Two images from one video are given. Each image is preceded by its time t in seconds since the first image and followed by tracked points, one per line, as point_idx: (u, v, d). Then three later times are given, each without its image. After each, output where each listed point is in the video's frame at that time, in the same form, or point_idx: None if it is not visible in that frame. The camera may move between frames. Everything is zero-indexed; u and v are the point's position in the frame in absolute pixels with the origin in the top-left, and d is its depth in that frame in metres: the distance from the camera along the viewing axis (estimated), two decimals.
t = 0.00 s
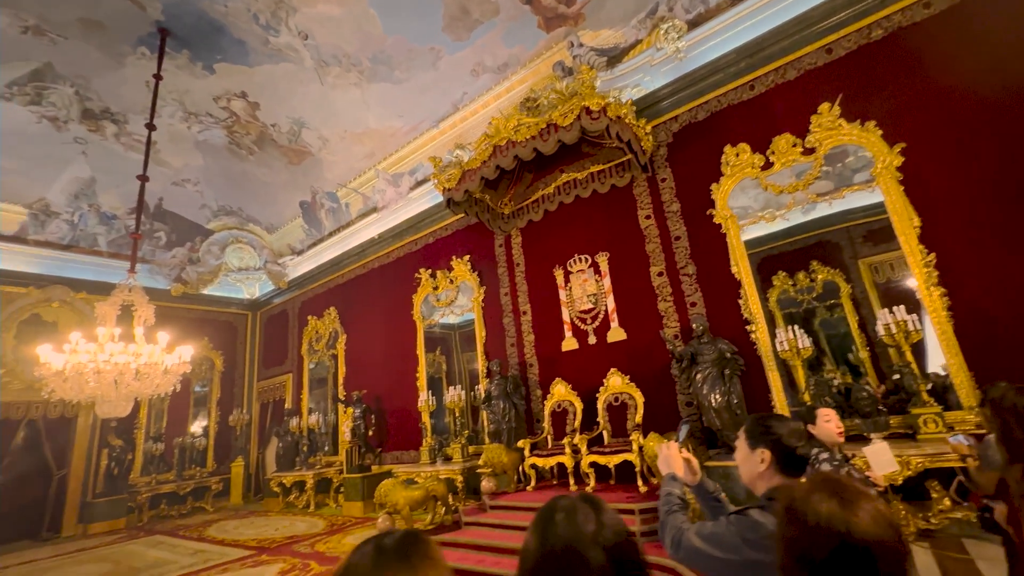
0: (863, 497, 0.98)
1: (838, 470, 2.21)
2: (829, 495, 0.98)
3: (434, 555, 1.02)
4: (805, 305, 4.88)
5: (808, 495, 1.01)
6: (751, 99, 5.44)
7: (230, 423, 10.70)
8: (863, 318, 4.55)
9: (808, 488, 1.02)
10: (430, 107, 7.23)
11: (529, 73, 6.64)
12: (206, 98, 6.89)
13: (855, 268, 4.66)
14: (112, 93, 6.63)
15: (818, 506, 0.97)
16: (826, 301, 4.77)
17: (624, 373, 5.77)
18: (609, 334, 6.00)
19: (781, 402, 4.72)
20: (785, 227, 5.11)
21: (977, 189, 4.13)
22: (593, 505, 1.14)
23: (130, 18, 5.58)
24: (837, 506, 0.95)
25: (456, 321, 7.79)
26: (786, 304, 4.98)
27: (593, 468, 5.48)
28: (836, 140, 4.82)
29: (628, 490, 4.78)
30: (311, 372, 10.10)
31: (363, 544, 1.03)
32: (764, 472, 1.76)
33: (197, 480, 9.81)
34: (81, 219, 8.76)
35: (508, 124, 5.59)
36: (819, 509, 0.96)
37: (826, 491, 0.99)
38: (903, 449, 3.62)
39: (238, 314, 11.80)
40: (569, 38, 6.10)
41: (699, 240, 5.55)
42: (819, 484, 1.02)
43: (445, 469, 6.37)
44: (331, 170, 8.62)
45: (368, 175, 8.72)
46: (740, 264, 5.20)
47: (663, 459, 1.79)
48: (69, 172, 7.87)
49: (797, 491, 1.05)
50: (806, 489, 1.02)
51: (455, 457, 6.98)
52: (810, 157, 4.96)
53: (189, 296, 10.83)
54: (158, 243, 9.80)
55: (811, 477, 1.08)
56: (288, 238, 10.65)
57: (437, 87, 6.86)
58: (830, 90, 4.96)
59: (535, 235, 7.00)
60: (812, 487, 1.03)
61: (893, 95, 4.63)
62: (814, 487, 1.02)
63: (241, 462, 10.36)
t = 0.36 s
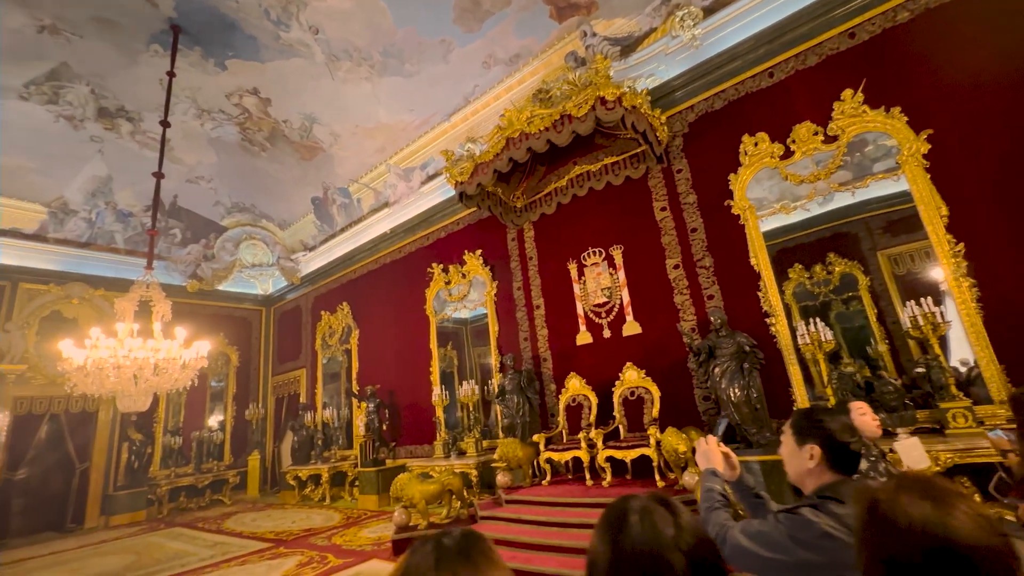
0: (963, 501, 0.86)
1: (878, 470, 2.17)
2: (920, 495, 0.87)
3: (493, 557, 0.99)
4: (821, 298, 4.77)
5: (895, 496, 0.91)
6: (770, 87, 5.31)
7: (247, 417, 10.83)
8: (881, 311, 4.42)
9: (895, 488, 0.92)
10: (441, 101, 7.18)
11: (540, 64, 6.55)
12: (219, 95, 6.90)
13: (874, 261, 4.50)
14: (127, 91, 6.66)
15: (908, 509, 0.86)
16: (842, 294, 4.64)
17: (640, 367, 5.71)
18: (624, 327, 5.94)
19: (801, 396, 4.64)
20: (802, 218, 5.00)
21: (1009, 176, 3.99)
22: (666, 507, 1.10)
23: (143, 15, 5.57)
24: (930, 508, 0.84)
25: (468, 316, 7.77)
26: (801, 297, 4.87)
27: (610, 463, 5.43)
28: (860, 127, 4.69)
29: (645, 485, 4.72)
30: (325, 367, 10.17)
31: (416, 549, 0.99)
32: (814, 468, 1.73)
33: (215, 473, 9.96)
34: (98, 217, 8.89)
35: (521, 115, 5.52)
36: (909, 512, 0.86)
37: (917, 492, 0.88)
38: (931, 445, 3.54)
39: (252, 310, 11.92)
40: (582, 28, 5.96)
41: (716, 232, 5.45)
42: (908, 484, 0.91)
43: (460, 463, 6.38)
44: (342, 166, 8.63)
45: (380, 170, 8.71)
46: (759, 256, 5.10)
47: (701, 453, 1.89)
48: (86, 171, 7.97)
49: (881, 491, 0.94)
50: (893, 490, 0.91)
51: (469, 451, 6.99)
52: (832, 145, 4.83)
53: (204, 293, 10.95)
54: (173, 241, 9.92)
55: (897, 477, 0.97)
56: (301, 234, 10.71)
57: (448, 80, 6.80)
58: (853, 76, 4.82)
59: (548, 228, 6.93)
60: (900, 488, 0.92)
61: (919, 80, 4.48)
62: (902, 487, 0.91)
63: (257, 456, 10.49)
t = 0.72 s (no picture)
0: None
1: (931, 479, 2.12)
2: None
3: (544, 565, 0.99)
4: (845, 296, 4.64)
5: (995, 514, 0.99)
6: (793, 79, 5.18)
7: (267, 416, 10.99)
8: (909, 310, 4.28)
9: (995, 507, 1.00)
10: (456, 100, 7.17)
11: (556, 62, 6.49)
12: (238, 99, 6.99)
13: (900, 257, 4.35)
14: (151, 97, 6.79)
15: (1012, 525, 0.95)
16: (867, 292, 4.51)
17: (660, 367, 5.62)
18: (643, 327, 5.86)
19: (828, 396, 4.52)
20: (826, 214, 4.86)
21: None
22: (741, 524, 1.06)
23: (165, 22, 5.66)
24: None
25: (485, 315, 7.75)
26: (823, 295, 4.74)
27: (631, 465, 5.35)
28: (889, 119, 4.54)
29: (666, 487, 4.64)
30: (343, 367, 10.27)
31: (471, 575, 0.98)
32: (869, 477, 1.70)
33: (237, 471, 10.13)
34: (123, 220, 9.12)
35: (538, 113, 5.47)
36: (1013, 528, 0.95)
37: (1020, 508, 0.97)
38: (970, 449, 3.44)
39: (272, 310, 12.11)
40: (598, 24, 5.88)
41: (738, 229, 5.34)
42: (1009, 502, 0.99)
43: (478, 463, 6.37)
44: (359, 167, 8.69)
45: (396, 171, 8.76)
46: (783, 253, 4.97)
47: (743, 458, 1.90)
48: (112, 176, 8.17)
49: (978, 509, 1.03)
50: (993, 509, 0.99)
51: (487, 451, 6.98)
52: (860, 138, 4.68)
53: (225, 294, 11.16)
54: (195, 243, 10.13)
55: (991, 494, 1.05)
56: (319, 235, 10.84)
57: (463, 80, 6.79)
58: (881, 66, 4.67)
59: (565, 227, 6.88)
60: (999, 504, 1.00)
61: (952, 69, 4.32)
62: (1004, 505, 0.99)
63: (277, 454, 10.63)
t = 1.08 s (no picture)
0: None
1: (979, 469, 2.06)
2: None
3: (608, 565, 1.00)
4: (873, 286, 4.52)
5: None
6: (822, 61, 5.00)
7: (291, 406, 11.23)
8: (940, 299, 4.15)
9: None
10: (473, 90, 7.12)
11: (574, 49, 6.36)
12: (258, 93, 7.06)
13: (933, 245, 4.22)
14: (174, 93, 6.90)
15: None
16: (897, 281, 4.38)
17: (682, 358, 5.55)
18: (664, 317, 5.80)
19: (856, 388, 4.41)
20: (856, 200, 4.70)
21: None
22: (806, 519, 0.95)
23: (187, 18, 5.71)
24: None
25: (503, 307, 7.76)
26: (850, 285, 4.62)
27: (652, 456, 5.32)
28: (924, 101, 4.35)
29: (689, 479, 4.61)
30: (363, 358, 10.42)
31: (531, 564, 1.00)
32: (917, 470, 1.66)
33: (263, 459, 10.40)
34: (150, 215, 9.36)
35: (557, 101, 5.39)
36: None
37: None
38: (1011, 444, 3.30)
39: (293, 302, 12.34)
40: (617, 8, 5.73)
41: (763, 217, 5.22)
42: None
43: (498, 453, 6.44)
44: (376, 160, 8.73)
45: (413, 163, 8.78)
46: (810, 241, 4.84)
47: (780, 449, 1.93)
48: (138, 172, 8.37)
49: None
50: None
51: (506, 441, 7.02)
52: (893, 121, 4.50)
53: (249, 286, 11.39)
54: (219, 237, 10.35)
55: None
56: (338, 228, 10.95)
57: (480, 69, 6.73)
58: (917, 44, 4.46)
59: (584, 217, 6.82)
60: None
61: (994, 45, 4.11)
62: None
63: (301, 443, 10.88)
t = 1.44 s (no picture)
0: None
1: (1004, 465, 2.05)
2: None
3: (642, 565, 0.96)
4: (896, 281, 4.42)
5: None
6: (844, 51, 4.87)
7: (308, 402, 11.40)
8: (967, 295, 4.01)
9: None
10: (487, 87, 7.10)
11: (588, 44, 6.28)
12: (275, 94, 7.14)
13: (958, 239, 4.08)
14: (193, 95, 7.02)
15: None
16: (922, 276, 4.27)
17: (699, 356, 5.49)
18: (681, 314, 5.74)
19: (879, 386, 4.32)
20: (880, 193, 4.58)
21: None
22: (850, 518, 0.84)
23: (204, 21, 5.80)
24: None
25: (517, 304, 7.76)
26: (873, 280, 4.51)
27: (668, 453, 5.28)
28: (952, 90, 4.21)
29: (706, 477, 4.56)
30: (379, 354, 10.52)
31: (563, 561, 0.96)
32: (949, 471, 1.62)
33: (281, 454, 10.58)
34: (172, 215, 9.57)
35: (571, 97, 5.36)
36: None
37: None
38: None
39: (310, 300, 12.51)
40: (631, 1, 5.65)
41: (782, 212, 5.12)
42: None
43: (513, 450, 6.48)
44: (391, 158, 8.79)
45: (427, 161, 8.82)
46: (831, 236, 4.73)
47: (805, 449, 1.96)
48: (160, 173, 8.55)
49: None
50: None
51: (521, 438, 7.03)
52: (918, 112, 4.37)
53: (267, 284, 11.58)
54: (238, 236, 10.53)
55: None
56: (353, 226, 11.06)
57: (493, 66, 6.71)
58: (944, 32, 4.32)
59: (599, 213, 6.78)
60: None
61: None
62: None
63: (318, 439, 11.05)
